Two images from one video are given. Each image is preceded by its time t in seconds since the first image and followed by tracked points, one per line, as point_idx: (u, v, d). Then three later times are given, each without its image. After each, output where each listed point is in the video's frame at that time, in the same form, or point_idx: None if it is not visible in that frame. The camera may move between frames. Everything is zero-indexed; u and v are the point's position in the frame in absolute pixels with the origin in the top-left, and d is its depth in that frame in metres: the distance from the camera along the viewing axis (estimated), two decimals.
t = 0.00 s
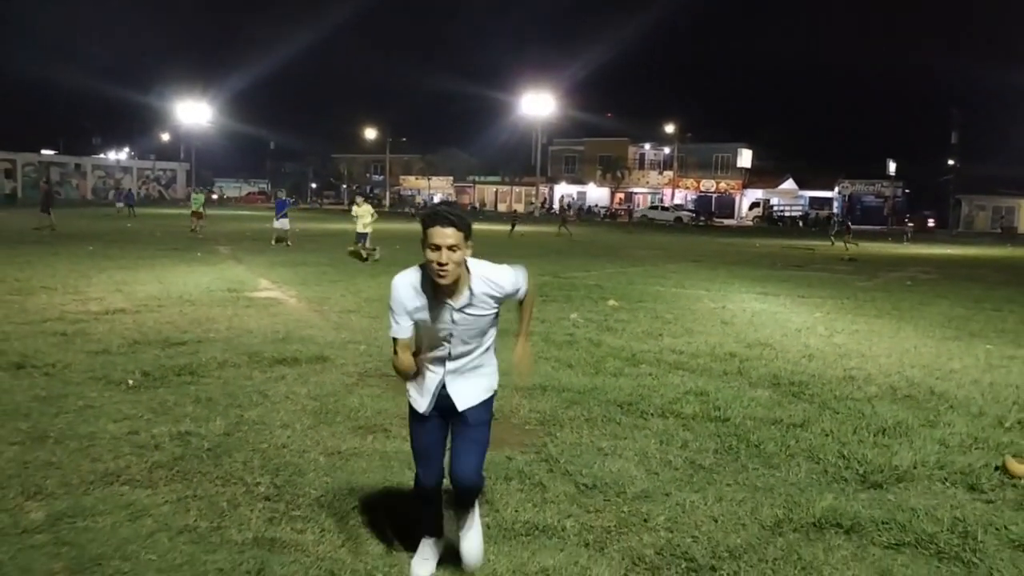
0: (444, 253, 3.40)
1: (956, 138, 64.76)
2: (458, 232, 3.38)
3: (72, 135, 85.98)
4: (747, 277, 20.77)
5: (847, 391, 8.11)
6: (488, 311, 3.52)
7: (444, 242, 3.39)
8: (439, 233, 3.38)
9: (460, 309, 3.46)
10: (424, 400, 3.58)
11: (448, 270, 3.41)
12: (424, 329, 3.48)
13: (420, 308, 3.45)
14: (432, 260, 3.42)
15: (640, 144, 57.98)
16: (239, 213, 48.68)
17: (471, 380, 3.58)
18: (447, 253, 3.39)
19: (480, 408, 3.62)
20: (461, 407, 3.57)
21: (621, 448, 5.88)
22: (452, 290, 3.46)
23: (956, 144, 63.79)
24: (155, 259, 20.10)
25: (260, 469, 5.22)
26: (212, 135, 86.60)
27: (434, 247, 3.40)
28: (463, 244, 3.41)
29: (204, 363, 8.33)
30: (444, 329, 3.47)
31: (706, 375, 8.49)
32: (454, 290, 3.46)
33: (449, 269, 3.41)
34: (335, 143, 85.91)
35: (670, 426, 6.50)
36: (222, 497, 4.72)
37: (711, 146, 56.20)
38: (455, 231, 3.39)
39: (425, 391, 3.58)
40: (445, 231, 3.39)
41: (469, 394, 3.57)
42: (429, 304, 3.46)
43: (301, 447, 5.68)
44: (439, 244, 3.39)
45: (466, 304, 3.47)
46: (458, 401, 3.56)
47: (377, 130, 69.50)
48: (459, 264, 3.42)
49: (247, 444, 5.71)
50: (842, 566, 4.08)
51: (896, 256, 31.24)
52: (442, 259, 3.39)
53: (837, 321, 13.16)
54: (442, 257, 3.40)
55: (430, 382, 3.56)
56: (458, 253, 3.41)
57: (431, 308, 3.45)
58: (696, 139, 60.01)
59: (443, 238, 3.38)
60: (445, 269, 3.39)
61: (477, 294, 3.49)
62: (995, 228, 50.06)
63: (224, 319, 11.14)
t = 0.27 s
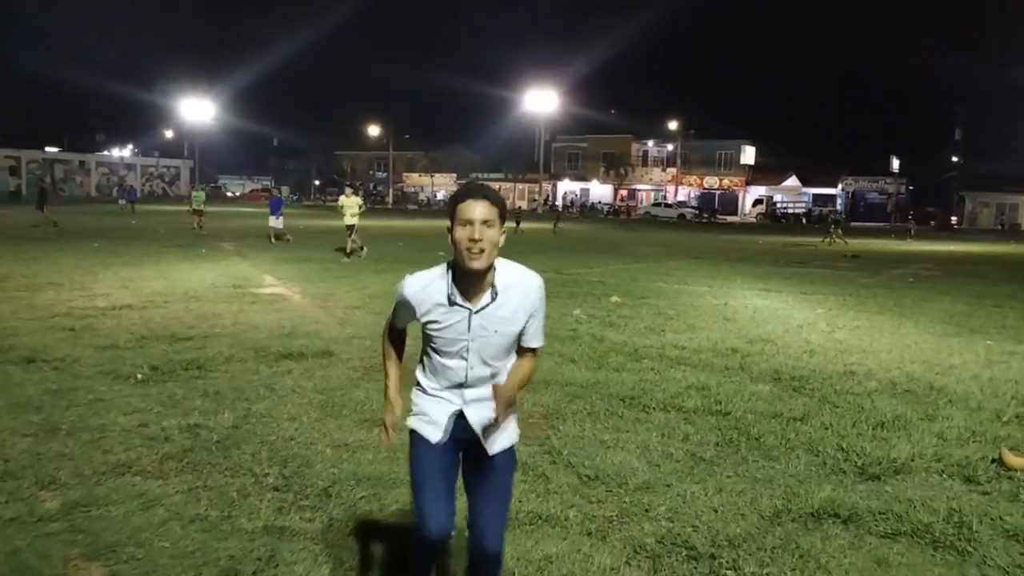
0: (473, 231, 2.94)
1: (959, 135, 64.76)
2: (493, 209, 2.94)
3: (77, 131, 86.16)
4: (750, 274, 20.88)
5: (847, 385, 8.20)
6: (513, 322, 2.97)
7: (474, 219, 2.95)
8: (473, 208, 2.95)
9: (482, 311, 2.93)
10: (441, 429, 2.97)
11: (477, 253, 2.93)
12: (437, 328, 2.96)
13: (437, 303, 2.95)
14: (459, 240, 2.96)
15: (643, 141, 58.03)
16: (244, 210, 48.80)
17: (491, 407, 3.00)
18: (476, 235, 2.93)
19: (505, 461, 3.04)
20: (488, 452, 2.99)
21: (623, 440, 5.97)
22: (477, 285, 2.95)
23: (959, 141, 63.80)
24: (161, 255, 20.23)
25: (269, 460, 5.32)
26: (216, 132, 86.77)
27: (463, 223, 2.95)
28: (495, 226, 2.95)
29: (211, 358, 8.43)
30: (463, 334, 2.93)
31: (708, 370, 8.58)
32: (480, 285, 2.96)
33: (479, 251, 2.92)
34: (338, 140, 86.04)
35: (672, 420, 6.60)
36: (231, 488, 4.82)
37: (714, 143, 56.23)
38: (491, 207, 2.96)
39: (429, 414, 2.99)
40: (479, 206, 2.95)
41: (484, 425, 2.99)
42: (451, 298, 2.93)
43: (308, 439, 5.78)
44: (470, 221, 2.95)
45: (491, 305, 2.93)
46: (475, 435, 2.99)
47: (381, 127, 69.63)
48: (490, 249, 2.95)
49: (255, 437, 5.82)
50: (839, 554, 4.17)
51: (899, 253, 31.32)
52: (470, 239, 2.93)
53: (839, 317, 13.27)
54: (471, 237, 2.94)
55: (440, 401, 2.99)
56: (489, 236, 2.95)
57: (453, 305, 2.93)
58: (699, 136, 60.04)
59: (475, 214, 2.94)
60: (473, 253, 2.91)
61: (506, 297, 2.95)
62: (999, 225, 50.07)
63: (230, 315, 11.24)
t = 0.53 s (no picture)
0: (489, 209, 2.55)
1: (964, 132, 64.70)
2: (512, 184, 2.58)
3: (83, 128, 86.49)
4: (753, 271, 20.98)
5: (847, 383, 8.29)
6: (539, 321, 2.54)
7: (492, 195, 2.56)
8: (488, 183, 2.57)
9: (508, 305, 2.46)
10: (462, 494, 2.43)
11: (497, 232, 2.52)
12: (450, 333, 2.42)
13: (452, 299, 2.43)
14: (473, 220, 2.55)
15: (648, 138, 58.08)
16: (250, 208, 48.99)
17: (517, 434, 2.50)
18: (494, 213, 2.54)
19: (533, 511, 2.53)
20: (513, 502, 2.46)
21: (625, 437, 6.07)
22: (495, 274, 2.51)
23: (965, 138, 63.75)
24: (169, 252, 20.40)
25: (278, 456, 5.43)
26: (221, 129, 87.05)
27: (477, 200, 2.56)
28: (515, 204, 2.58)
29: (220, 356, 8.55)
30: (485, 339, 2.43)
31: (710, 367, 8.68)
32: (498, 277, 2.51)
33: (499, 230, 2.52)
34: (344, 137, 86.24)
35: (673, 417, 6.69)
36: (242, 483, 4.93)
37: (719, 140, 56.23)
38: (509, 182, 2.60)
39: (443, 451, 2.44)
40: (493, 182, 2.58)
41: (512, 456, 2.47)
42: (470, 290, 2.44)
43: (316, 436, 5.89)
44: (486, 196, 2.56)
45: (516, 299, 2.48)
46: (499, 479, 2.46)
47: (386, 124, 69.80)
48: (510, 230, 2.55)
49: (264, 433, 5.93)
50: (836, 549, 4.27)
51: (903, 251, 31.39)
52: (487, 217, 2.53)
53: (841, 315, 13.35)
54: (487, 215, 2.54)
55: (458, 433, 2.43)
56: (509, 214, 2.55)
57: (472, 300, 2.43)
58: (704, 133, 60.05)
59: (491, 188, 2.56)
60: (490, 232, 2.51)
61: (529, 289, 2.52)
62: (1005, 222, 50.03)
63: (237, 313, 11.36)
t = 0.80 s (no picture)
0: (499, 216, 2.23)
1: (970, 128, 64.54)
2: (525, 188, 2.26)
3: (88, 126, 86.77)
4: (757, 268, 21.00)
5: (848, 377, 8.34)
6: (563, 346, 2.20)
7: (501, 201, 2.25)
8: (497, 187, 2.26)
9: (522, 325, 2.14)
10: (490, 554, 2.10)
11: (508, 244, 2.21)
12: (458, 361, 2.11)
13: (458, 321, 2.12)
14: (480, 231, 2.23)
15: (653, 134, 58.07)
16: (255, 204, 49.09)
17: (538, 480, 2.17)
18: (504, 220, 2.23)
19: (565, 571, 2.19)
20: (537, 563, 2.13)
21: (625, 430, 6.14)
22: (507, 289, 2.19)
23: (971, 134, 63.62)
24: (173, 248, 20.49)
25: (282, 448, 5.51)
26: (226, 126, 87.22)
27: (486, 206, 2.25)
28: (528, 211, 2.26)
29: (224, 351, 8.62)
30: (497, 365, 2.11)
31: (711, 362, 8.73)
32: (509, 294, 2.19)
33: (510, 241, 2.21)
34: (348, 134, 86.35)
35: (674, 410, 6.76)
36: (246, 474, 5.01)
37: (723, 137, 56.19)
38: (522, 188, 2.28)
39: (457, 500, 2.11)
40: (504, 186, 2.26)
41: (534, 506, 2.15)
42: (478, 308, 2.14)
43: (319, 428, 5.96)
44: (494, 202, 2.25)
45: (532, 321, 2.16)
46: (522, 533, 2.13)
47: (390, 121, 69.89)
48: (524, 241, 2.23)
49: (268, 426, 6.01)
50: (831, 538, 4.33)
51: (908, 247, 31.36)
52: (496, 226, 2.21)
53: (843, 311, 13.38)
54: (497, 225, 2.22)
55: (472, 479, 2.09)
56: (521, 225, 2.24)
57: (480, 320, 2.12)
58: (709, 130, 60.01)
59: (501, 193, 2.25)
60: (500, 243, 2.20)
61: (548, 307, 2.21)
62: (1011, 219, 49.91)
63: (242, 309, 11.43)
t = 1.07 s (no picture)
0: (491, 164, 2.32)
1: (976, 126, 64.39)
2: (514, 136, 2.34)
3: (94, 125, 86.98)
4: (760, 265, 21.05)
5: (846, 372, 8.41)
6: (556, 290, 2.29)
7: (494, 150, 2.34)
8: (488, 136, 2.34)
9: (517, 268, 2.22)
10: (491, 504, 2.15)
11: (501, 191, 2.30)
12: (459, 305, 2.17)
13: (457, 264, 2.19)
14: (474, 178, 2.34)
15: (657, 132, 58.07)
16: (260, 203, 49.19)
17: (537, 428, 2.22)
18: (498, 168, 2.32)
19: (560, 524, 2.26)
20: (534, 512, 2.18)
21: (625, 423, 6.21)
22: (501, 235, 2.31)
23: (976, 131, 63.48)
24: (179, 246, 20.60)
25: (285, 440, 5.60)
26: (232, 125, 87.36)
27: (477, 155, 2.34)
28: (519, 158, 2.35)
29: (229, 345, 8.72)
30: (496, 306, 2.18)
31: (711, 357, 8.81)
32: (504, 238, 2.30)
33: (503, 187, 2.31)
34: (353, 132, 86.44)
35: (673, 404, 6.83)
36: (251, 464, 5.09)
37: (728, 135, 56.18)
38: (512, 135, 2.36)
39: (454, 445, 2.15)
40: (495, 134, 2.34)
41: (533, 455, 2.20)
42: (476, 252, 2.22)
43: (322, 420, 6.05)
44: (487, 149, 2.34)
45: (526, 263, 2.25)
46: (523, 483, 2.17)
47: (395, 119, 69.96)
48: (516, 187, 2.34)
49: (272, 418, 6.10)
50: (825, 527, 4.40)
51: (912, 245, 31.34)
52: (490, 174, 2.30)
53: (845, 307, 13.43)
54: (490, 172, 2.31)
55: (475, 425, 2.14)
56: (515, 170, 2.33)
57: (480, 263, 2.20)
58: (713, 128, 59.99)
59: (492, 141, 2.34)
60: (494, 190, 2.30)
61: (542, 253, 2.29)
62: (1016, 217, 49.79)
63: (247, 304, 11.53)
